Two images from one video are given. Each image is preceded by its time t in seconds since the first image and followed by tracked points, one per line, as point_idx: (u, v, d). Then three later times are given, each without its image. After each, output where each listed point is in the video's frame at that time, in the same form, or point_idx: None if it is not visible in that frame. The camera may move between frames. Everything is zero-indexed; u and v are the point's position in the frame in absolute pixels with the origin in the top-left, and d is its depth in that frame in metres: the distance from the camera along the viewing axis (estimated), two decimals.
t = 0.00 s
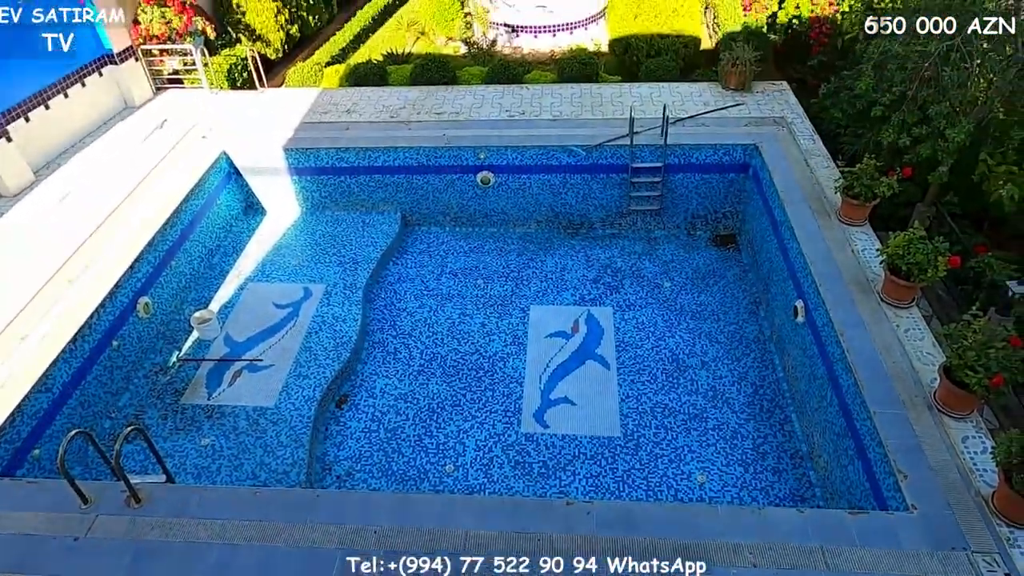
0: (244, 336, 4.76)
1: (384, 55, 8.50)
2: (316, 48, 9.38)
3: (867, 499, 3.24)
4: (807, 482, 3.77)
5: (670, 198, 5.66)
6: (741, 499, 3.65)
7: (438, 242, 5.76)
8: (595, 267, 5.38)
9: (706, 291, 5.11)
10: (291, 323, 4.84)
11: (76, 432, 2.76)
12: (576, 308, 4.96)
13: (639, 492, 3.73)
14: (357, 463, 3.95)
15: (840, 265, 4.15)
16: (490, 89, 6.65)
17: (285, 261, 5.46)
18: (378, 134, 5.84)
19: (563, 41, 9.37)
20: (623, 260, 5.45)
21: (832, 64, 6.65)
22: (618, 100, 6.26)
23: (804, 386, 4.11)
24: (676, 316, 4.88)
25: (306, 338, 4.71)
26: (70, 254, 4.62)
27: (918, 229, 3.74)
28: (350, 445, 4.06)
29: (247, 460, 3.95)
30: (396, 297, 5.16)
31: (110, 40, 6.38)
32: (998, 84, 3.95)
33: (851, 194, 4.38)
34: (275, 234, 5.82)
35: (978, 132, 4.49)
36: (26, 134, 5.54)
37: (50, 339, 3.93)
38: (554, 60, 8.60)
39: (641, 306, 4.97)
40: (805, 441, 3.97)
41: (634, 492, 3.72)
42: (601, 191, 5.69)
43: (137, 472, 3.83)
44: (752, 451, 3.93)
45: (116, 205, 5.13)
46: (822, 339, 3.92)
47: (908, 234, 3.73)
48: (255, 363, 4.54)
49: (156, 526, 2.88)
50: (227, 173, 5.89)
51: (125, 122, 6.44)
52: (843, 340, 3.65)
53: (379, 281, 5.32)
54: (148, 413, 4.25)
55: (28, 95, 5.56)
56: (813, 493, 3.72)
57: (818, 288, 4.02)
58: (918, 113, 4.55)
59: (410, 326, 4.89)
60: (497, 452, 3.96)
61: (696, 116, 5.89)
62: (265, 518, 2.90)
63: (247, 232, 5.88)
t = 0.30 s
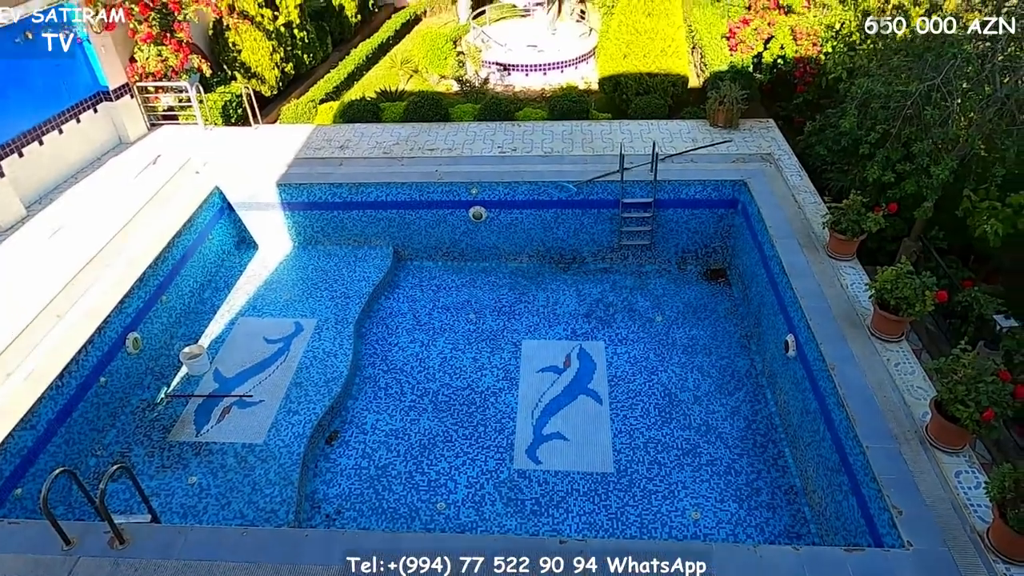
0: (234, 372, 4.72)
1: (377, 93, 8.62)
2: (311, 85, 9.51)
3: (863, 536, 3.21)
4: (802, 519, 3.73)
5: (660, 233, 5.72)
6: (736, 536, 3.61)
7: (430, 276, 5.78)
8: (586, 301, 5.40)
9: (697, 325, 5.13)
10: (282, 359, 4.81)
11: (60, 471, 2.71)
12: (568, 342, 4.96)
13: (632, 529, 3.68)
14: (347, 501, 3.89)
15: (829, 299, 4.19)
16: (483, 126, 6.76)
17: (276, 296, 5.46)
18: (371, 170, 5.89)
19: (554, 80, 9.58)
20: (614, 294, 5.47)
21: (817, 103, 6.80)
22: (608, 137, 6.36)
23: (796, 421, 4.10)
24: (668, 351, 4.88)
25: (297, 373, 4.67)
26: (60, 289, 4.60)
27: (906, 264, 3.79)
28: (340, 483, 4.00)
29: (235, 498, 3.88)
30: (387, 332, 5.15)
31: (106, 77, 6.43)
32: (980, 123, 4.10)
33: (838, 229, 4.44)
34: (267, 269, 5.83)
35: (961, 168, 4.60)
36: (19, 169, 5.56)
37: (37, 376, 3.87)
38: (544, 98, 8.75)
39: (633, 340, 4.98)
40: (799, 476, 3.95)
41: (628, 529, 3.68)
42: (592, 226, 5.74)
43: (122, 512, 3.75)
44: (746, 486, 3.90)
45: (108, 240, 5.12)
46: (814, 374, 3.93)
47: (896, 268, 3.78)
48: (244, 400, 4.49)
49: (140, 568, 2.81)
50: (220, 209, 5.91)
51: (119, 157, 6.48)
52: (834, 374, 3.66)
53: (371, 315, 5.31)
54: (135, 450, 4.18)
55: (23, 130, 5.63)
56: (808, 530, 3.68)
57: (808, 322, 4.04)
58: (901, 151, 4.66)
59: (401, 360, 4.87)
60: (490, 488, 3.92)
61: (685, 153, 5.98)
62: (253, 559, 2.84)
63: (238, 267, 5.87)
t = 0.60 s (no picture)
0: (219, 418, 4.65)
1: (368, 138, 8.74)
2: (302, 130, 9.64)
3: None
4: (796, 566, 3.68)
5: (648, 276, 5.77)
6: None
7: (419, 320, 5.78)
8: (576, 344, 5.40)
9: (687, 368, 5.13)
10: (268, 404, 4.74)
11: (35, 523, 2.63)
12: (558, 386, 4.95)
13: None
14: (332, 551, 3.80)
15: (817, 342, 4.22)
16: (472, 171, 6.85)
17: (264, 339, 5.43)
18: (361, 214, 5.93)
19: (542, 125, 9.85)
20: (604, 337, 5.48)
21: (799, 149, 6.96)
22: (595, 182, 6.46)
23: (788, 465, 4.07)
24: (658, 394, 4.87)
25: (283, 419, 4.60)
26: (44, 334, 4.55)
27: (890, 307, 3.84)
28: (325, 532, 3.91)
29: (217, 549, 3.78)
30: (375, 375, 5.11)
31: (100, 123, 6.47)
32: (957, 169, 4.20)
33: (823, 272, 4.50)
34: (255, 313, 5.81)
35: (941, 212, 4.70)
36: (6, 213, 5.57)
37: (16, 423, 3.78)
38: (533, 143, 8.91)
39: (623, 383, 4.97)
40: (792, 521, 3.91)
41: None
42: (581, 269, 5.79)
43: (99, 564, 3.64)
44: (738, 532, 3.86)
45: (94, 285, 5.08)
46: (804, 417, 3.93)
47: (880, 311, 3.82)
48: (229, 446, 4.41)
49: None
50: (209, 252, 5.90)
51: (109, 201, 6.48)
52: (823, 418, 3.66)
53: (359, 359, 5.27)
54: (115, 500, 4.08)
55: (16, 173, 5.69)
56: None
57: (796, 366, 4.06)
58: (882, 196, 4.76)
59: (389, 405, 4.83)
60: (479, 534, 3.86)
61: (672, 197, 6.08)
62: None
63: (226, 311, 5.85)
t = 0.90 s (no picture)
0: (205, 452, 4.58)
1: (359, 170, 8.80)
2: (293, 162, 9.69)
3: None
4: None
5: (637, 307, 5.79)
6: None
7: (409, 351, 5.75)
8: (566, 375, 5.39)
9: (678, 399, 5.13)
10: (255, 438, 4.68)
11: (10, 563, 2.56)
12: (548, 417, 4.92)
13: None
14: None
15: (806, 372, 4.23)
16: (462, 202, 6.90)
17: (251, 372, 5.38)
18: (351, 246, 5.94)
19: (531, 156, 9.95)
20: (594, 368, 5.47)
21: (784, 182, 7.07)
22: (584, 214, 6.52)
23: (779, 497, 4.05)
24: (649, 426, 4.85)
25: (270, 453, 4.54)
26: (28, 367, 4.48)
27: (878, 337, 3.87)
28: (312, 569, 3.84)
29: None
30: (364, 408, 5.07)
31: (89, 154, 6.46)
32: (939, 201, 4.27)
33: (810, 303, 4.53)
34: (243, 345, 5.77)
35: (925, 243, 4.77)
36: None
37: None
38: (522, 175, 9.00)
39: (613, 415, 4.95)
40: (785, 554, 3.87)
41: None
42: (571, 300, 5.80)
43: None
44: (731, 566, 3.82)
45: (80, 318, 5.02)
46: (795, 448, 3.92)
47: (868, 341, 3.84)
48: (215, 481, 4.34)
49: None
50: (198, 284, 5.87)
51: (98, 233, 6.46)
52: (814, 449, 3.66)
53: (348, 392, 5.23)
54: (96, 538, 3.98)
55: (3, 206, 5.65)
56: None
57: (786, 396, 4.06)
58: (866, 228, 4.83)
59: (378, 438, 4.78)
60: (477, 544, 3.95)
61: (660, 229, 6.14)
62: None
63: (214, 343, 5.80)
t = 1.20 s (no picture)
0: (188, 490, 4.50)
1: (349, 205, 8.83)
2: (284, 197, 9.73)
3: None
4: None
5: (627, 341, 5.80)
6: None
7: (398, 386, 5.71)
8: (556, 410, 5.36)
9: (669, 433, 5.10)
10: (241, 475, 4.60)
11: None
12: (539, 453, 4.88)
13: None
14: None
15: (795, 406, 4.23)
16: (452, 237, 6.92)
17: (238, 408, 5.31)
18: (341, 280, 5.93)
19: (520, 192, 10.09)
20: (585, 403, 5.45)
21: (771, 217, 7.17)
22: (574, 248, 6.56)
23: (772, 533, 4.01)
24: (640, 460, 4.82)
25: (256, 491, 4.46)
26: (10, 404, 4.40)
27: (866, 371, 3.89)
28: None
29: None
30: (353, 444, 5.00)
31: (79, 189, 6.43)
32: (922, 236, 4.34)
33: (798, 336, 4.56)
34: (230, 381, 5.71)
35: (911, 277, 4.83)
36: None
37: None
38: (512, 210, 9.07)
39: (604, 450, 4.91)
40: None
41: None
42: (561, 334, 5.80)
43: None
44: None
45: (65, 354, 4.96)
46: (786, 482, 3.90)
47: (856, 375, 3.86)
48: (198, 520, 4.25)
49: None
50: (187, 319, 5.83)
51: (85, 268, 6.42)
52: (805, 484, 3.65)
53: (336, 428, 5.17)
54: None
55: None
56: None
57: (776, 430, 4.06)
58: (852, 263, 4.89)
59: (366, 474, 4.72)
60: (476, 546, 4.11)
61: (649, 263, 6.18)
62: None
63: (201, 379, 5.74)
